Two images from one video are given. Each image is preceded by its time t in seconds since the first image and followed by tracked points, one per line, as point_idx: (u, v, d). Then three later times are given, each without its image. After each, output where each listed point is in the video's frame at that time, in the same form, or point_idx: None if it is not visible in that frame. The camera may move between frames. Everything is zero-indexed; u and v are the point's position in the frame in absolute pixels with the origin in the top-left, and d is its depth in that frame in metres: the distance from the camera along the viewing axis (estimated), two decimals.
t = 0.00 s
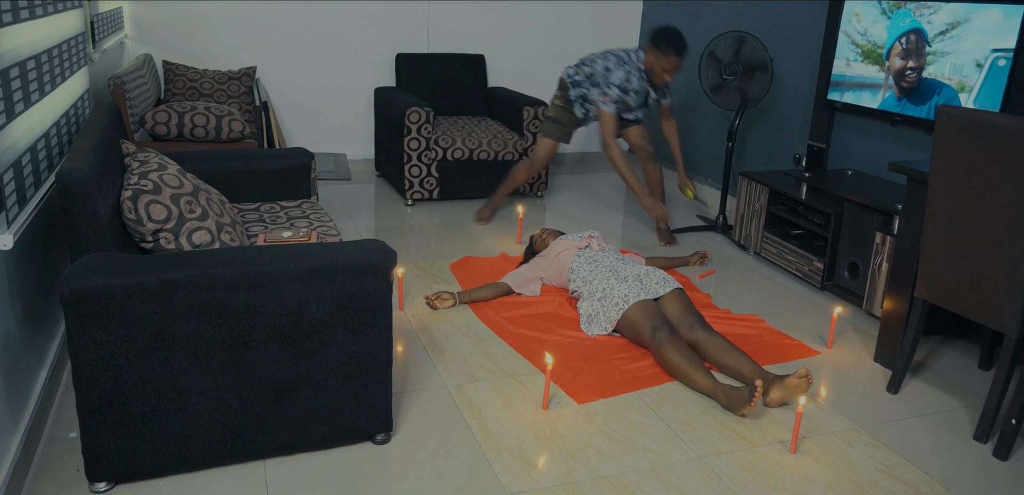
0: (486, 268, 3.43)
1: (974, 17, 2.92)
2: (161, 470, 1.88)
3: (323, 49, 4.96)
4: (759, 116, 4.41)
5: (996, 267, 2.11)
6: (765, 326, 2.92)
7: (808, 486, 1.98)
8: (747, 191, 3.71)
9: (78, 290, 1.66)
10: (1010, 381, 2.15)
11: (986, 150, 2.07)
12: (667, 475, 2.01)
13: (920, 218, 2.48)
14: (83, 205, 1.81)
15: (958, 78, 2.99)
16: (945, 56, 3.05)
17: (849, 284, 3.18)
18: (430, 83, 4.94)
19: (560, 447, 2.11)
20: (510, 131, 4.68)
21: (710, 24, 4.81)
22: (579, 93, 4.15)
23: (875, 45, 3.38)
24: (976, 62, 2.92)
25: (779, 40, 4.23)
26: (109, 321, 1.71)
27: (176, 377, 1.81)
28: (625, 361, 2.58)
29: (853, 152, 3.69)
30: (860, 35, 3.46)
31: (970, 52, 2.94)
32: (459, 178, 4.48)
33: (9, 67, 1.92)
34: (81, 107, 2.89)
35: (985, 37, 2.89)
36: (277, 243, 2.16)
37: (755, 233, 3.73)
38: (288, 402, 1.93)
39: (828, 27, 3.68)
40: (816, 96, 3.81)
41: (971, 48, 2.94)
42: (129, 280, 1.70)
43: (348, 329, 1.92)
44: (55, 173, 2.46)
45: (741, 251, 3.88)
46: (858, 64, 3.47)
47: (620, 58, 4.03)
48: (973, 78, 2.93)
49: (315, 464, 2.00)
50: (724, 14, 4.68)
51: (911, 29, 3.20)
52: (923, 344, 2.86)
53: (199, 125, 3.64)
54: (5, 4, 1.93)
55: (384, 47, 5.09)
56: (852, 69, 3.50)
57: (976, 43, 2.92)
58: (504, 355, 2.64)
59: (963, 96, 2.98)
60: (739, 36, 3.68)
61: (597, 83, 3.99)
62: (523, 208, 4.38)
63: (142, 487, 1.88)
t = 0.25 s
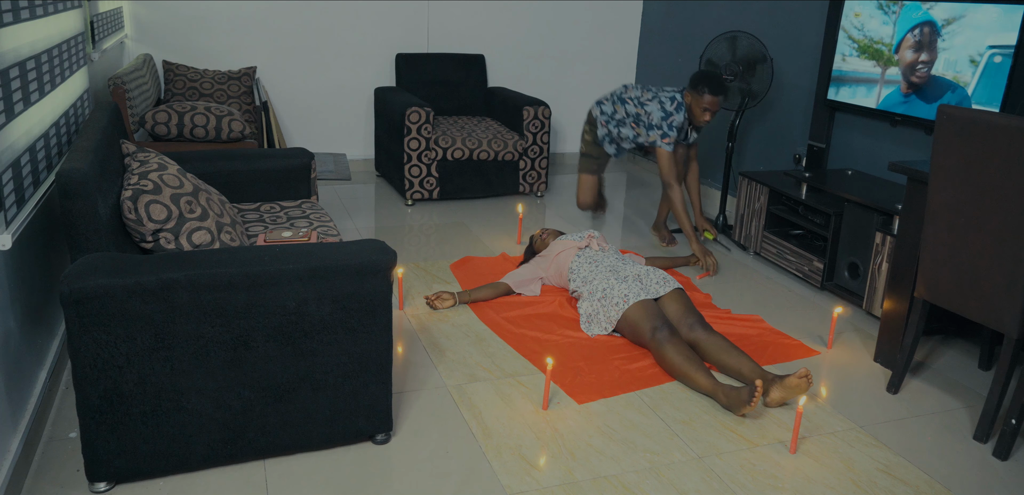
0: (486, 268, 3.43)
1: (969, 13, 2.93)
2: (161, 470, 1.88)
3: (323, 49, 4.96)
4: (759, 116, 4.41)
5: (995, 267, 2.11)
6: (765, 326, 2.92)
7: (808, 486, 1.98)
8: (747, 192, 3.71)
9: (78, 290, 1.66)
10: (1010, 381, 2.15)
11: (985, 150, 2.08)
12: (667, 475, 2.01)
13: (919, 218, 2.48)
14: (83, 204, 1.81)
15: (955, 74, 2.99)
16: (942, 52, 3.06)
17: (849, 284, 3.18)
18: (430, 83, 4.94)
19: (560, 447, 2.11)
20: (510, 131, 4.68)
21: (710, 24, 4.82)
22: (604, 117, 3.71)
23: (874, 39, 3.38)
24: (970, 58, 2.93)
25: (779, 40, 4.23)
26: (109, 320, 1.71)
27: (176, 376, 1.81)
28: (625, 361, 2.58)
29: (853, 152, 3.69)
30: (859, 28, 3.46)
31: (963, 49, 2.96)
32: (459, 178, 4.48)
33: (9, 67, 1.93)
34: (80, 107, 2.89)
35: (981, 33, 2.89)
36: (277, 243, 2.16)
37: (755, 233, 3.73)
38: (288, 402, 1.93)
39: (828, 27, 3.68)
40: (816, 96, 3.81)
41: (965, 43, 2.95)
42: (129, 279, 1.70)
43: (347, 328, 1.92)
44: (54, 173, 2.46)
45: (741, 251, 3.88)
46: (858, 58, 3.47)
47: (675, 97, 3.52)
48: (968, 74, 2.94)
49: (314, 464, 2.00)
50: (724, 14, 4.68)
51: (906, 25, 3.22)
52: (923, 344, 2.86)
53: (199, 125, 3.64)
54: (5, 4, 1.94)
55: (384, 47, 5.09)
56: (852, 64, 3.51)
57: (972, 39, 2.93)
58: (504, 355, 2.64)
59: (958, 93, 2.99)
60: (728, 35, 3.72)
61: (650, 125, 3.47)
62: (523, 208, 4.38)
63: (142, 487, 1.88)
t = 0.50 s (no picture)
0: (486, 268, 3.43)
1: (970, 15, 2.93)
2: (161, 470, 1.88)
3: (322, 49, 4.96)
4: (759, 116, 4.41)
5: (995, 267, 2.11)
6: (765, 326, 2.92)
7: (808, 486, 1.98)
8: (747, 192, 3.71)
9: (78, 290, 1.66)
10: (1010, 381, 2.15)
11: (985, 150, 2.07)
12: (667, 475, 2.01)
13: (919, 218, 2.48)
14: (83, 204, 1.81)
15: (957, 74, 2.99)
16: (943, 52, 3.06)
17: (849, 284, 3.18)
18: (430, 83, 4.94)
19: (560, 447, 2.11)
20: (510, 131, 4.68)
21: (710, 24, 4.81)
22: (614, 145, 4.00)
23: (874, 38, 3.37)
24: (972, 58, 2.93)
25: (779, 40, 4.23)
26: (109, 320, 1.71)
27: (176, 377, 1.81)
28: (625, 361, 2.58)
29: (853, 152, 3.69)
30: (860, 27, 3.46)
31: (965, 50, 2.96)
32: (459, 178, 4.48)
33: (7, 67, 1.92)
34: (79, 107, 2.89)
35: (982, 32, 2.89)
36: (277, 243, 2.16)
37: (755, 233, 3.73)
38: (288, 402, 1.93)
39: (828, 27, 3.68)
40: (816, 96, 3.81)
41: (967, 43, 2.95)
42: (129, 279, 1.70)
43: (347, 329, 1.92)
44: (53, 172, 2.46)
45: (742, 251, 3.88)
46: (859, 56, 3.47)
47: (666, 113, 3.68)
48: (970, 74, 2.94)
49: (314, 464, 2.00)
50: (724, 14, 4.68)
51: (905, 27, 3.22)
52: (923, 344, 2.86)
53: (199, 125, 3.64)
54: (3, 4, 1.94)
55: (384, 47, 5.09)
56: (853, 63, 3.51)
57: (973, 38, 2.93)
58: (504, 355, 2.64)
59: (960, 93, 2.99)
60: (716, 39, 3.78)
61: (641, 141, 3.69)
62: (523, 208, 4.38)
63: (142, 487, 1.88)
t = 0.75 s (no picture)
0: (486, 269, 3.43)
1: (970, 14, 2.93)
2: (161, 470, 1.88)
3: (322, 49, 4.96)
4: (760, 116, 4.41)
5: (995, 267, 2.11)
6: (765, 326, 2.92)
7: (808, 486, 1.98)
8: (747, 191, 3.71)
9: (78, 290, 1.66)
10: (1010, 381, 2.15)
11: (985, 149, 2.07)
12: (667, 475, 2.01)
13: (919, 218, 2.48)
14: (82, 204, 1.81)
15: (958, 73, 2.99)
16: (943, 52, 3.06)
17: (849, 284, 3.18)
18: (430, 83, 4.94)
19: (560, 447, 2.11)
20: (510, 131, 4.68)
21: (710, 24, 4.81)
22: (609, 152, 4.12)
23: (874, 38, 3.37)
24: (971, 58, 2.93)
25: (779, 40, 4.23)
26: (109, 320, 1.71)
27: (176, 376, 1.81)
28: (625, 361, 2.58)
29: (853, 152, 3.69)
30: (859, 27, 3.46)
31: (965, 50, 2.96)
32: (459, 178, 4.48)
33: (5, 68, 1.92)
34: (78, 107, 2.89)
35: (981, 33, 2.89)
36: (277, 243, 2.16)
37: (755, 233, 3.73)
38: (288, 402, 1.93)
39: (828, 27, 3.68)
40: (816, 96, 3.81)
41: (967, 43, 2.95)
42: (129, 279, 1.70)
43: (347, 329, 1.92)
44: (51, 172, 2.46)
45: (742, 251, 3.88)
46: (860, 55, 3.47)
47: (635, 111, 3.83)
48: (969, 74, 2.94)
49: (315, 464, 2.00)
50: (724, 14, 4.68)
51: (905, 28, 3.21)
52: (924, 344, 2.86)
53: (199, 125, 3.64)
54: (1, 4, 1.93)
55: (384, 47, 5.09)
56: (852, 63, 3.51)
57: (973, 39, 2.93)
58: (504, 355, 2.64)
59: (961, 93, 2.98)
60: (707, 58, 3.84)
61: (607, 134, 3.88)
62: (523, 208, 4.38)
63: (142, 487, 1.88)
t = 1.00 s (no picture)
0: (486, 268, 3.43)
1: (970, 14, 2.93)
2: (161, 470, 1.88)
3: (322, 49, 4.96)
4: (759, 116, 4.41)
5: (995, 267, 2.11)
6: (765, 326, 2.92)
7: (808, 486, 1.98)
8: (747, 191, 3.71)
9: (78, 290, 1.66)
10: (1010, 382, 2.15)
11: (986, 150, 2.07)
12: (667, 475, 2.01)
13: (919, 218, 2.48)
14: (82, 205, 1.81)
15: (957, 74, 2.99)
16: (942, 52, 3.06)
17: (849, 284, 3.18)
18: (429, 83, 4.94)
19: (560, 447, 2.11)
20: (510, 131, 4.67)
21: (711, 24, 4.81)
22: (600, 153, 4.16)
23: (873, 38, 3.38)
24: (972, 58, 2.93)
25: (779, 40, 4.23)
26: (109, 320, 1.71)
27: (176, 377, 1.81)
28: (625, 361, 2.58)
29: (853, 152, 3.69)
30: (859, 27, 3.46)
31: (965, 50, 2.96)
32: (458, 178, 4.48)
33: (3, 68, 1.92)
34: (77, 107, 2.89)
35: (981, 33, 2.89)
36: (277, 243, 2.16)
37: (755, 233, 3.73)
38: (288, 402, 1.93)
39: (828, 27, 3.67)
40: (816, 96, 3.81)
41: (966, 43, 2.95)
42: (129, 279, 1.70)
43: (347, 329, 1.92)
44: (50, 172, 2.46)
45: (742, 251, 3.88)
46: (860, 55, 3.46)
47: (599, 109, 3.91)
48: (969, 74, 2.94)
49: (315, 464, 2.00)
50: (724, 14, 4.68)
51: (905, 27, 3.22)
52: (924, 345, 2.86)
53: (199, 125, 3.64)
54: None
55: (384, 47, 5.09)
56: (852, 62, 3.50)
57: (973, 39, 2.93)
58: (504, 355, 2.64)
59: (960, 93, 2.98)
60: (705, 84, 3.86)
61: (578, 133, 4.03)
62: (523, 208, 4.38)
63: (142, 487, 1.88)
